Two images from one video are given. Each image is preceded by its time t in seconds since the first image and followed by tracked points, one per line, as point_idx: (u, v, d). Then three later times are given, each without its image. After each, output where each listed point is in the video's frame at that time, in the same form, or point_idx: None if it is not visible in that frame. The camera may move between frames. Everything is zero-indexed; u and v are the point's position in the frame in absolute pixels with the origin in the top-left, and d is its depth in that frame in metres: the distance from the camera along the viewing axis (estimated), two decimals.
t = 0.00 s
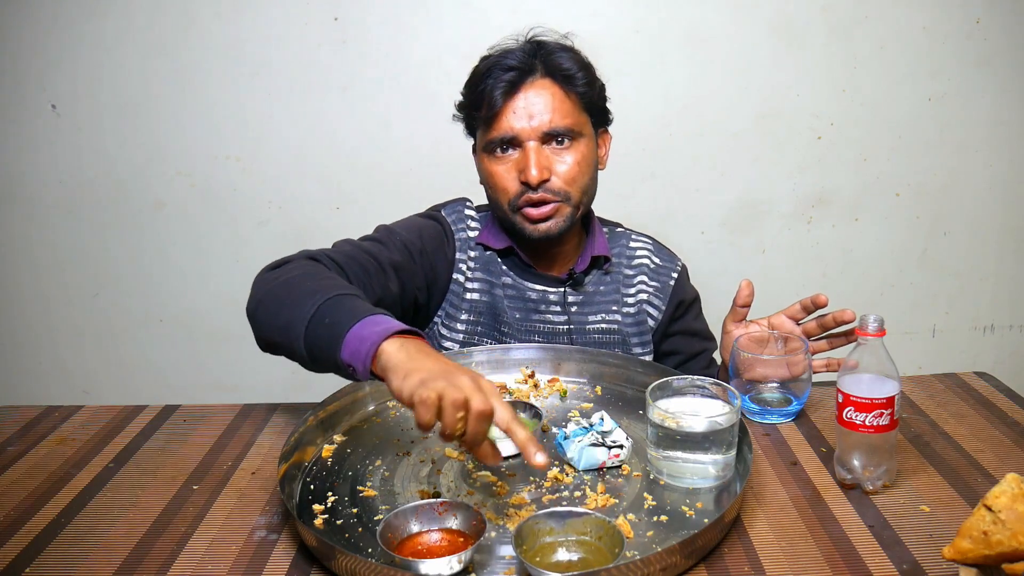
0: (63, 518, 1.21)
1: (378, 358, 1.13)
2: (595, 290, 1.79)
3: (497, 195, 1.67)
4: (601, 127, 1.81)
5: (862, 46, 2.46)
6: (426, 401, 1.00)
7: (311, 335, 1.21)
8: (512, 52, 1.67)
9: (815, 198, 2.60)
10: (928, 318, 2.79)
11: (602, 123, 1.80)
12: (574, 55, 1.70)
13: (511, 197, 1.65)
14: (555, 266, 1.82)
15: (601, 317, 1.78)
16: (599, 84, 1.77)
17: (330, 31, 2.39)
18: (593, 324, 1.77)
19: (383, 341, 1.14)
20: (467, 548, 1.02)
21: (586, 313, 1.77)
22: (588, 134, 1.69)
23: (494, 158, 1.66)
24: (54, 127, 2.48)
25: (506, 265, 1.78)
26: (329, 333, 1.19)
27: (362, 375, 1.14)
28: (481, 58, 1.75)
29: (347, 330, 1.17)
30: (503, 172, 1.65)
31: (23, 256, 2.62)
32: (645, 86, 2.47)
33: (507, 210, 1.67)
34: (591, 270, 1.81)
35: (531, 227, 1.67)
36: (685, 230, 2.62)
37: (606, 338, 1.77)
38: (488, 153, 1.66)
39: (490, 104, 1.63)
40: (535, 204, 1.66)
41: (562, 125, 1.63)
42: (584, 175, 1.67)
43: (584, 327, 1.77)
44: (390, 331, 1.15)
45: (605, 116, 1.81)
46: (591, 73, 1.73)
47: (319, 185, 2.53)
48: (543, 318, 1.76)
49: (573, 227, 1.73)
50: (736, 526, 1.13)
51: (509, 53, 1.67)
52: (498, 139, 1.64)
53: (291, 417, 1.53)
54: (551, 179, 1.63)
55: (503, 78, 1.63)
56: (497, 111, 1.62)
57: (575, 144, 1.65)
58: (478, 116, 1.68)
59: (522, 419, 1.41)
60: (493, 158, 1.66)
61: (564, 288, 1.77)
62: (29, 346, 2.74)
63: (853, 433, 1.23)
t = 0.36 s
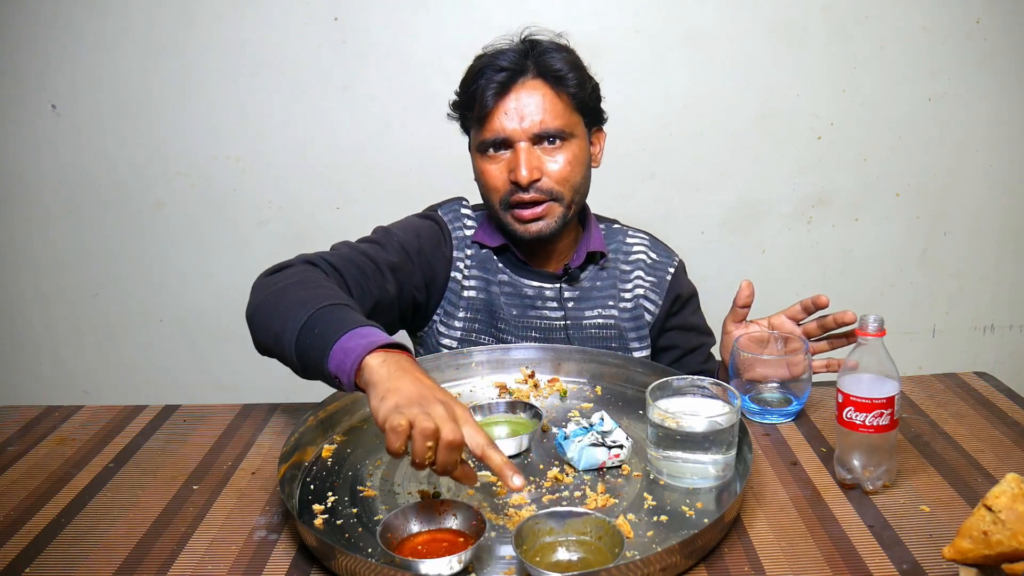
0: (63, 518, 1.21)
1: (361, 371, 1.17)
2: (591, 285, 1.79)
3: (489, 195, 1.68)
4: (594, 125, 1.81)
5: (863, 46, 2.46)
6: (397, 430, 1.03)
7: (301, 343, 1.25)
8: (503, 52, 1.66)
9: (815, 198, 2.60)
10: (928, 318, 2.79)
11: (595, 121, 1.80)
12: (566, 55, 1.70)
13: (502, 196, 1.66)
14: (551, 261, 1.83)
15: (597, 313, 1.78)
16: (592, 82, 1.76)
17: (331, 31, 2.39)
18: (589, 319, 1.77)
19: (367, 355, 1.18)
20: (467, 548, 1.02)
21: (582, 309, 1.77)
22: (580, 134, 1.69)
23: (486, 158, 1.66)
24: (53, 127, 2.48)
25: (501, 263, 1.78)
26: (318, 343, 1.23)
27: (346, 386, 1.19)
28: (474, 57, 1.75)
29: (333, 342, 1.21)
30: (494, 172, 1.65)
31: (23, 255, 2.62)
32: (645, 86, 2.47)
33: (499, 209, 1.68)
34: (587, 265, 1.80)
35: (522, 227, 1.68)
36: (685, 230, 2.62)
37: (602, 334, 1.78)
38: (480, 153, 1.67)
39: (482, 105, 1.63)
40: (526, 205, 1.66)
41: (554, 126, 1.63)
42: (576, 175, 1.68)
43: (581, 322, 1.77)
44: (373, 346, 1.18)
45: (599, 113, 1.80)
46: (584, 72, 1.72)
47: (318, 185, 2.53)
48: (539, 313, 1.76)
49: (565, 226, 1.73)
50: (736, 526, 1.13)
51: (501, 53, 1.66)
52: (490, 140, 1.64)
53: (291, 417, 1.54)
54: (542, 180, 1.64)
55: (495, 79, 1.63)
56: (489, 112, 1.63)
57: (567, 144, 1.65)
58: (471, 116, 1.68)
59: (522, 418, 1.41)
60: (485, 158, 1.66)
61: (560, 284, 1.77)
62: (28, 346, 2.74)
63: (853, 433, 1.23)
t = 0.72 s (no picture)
0: (63, 518, 1.21)
1: (349, 343, 1.21)
2: (588, 284, 1.79)
3: (488, 199, 1.68)
4: (591, 128, 1.81)
5: (863, 46, 2.46)
6: (385, 376, 1.10)
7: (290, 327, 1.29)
8: (502, 56, 1.66)
9: (815, 198, 2.60)
10: (928, 318, 2.79)
11: (592, 125, 1.80)
12: (565, 60, 1.70)
13: (502, 200, 1.66)
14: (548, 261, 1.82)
15: (595, 311, 1.78)
16: (589, 86, 1.77)
17: (330, 31, 2.39)
18: (586, 318, 1.77)
19: (353, 325, 1.22)
20: (467, 547, 1.03)
21: (579, 308, 1.77)
22: (578, 137, 1.69)
23: (485, 162, 1.66)
24: (53, 127, 2.48)
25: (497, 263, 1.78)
26: (307, 323, 1.27)
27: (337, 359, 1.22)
28: (471, 61, 1.74)
29: (321, 318, 1.25)
30: (494, 177, 1.65)
31: (24, 255, 2.62)
32: (645, 86, 2.47)
33: (500, 213, 1.68)
34: (584, 264, 1.80)
35: (523, 231, 1.68)
36: (685, 230, 2.61)
37: (600, 332, 1.77)
38: (479, 158, 1.66)
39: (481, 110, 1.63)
40: (527, 209, 1.67)
41: (554, 130, 1.63)
42: (575, 179, 1.68)
43: (578, 322, 1.77)
44: (358, 315, 1.22)
45: (595, 116, 1.81)
46: (582, 77, 1.73)
47: (318, 185, 2.53)
48: (536, 312, 1.77)
49: (564, 229, 1.74)
50: (736, 526, 1.13)
51: (499, 57, 1.66)
52: (490, 145, 1.64)
53: (291, 416, 1.54)
54: (543, 184, 1.64)
55: (494, 83, 1.62)
56: (488, 117, 1.63)
57: (567, 149, 1.66)
58: (469, 120, 1.67)
59: (523, 418, 1.41)
60: (485, 163, 1.66)
61: (556, 283, 1.77)
62: (28, 345, 2.74)
63: (853, 433, 1.23)
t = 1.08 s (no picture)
0: (63, 518, 1.21)
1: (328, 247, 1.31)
2: (587, 284, 1.79)
3: (493, 201, 1.68)
4: (595, 133, 1.81)
5: (863, 46, 2.46)
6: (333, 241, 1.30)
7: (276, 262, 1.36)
8: (512, 56, 1.65)
9: (815, 198, 2.60)
10: (928, 317, 2.79)
11: (597, 130, 1.80)
12: (575, 64, 1.70)
13: (507, 203, 1.66)
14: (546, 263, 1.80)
15: (594, 312, 1.78)
16: (596, 90, 1.77)
17: (331, 30, 2.39)
18: (586, 319, 1.77)
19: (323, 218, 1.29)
20: (467, 548, 1.02)
21: (578, 308, 1.78)
22: (586, 142, 1.69)
23: (491, 164, 1.65)
24: (53, 127, 2.48)
25: (496, 265, 1.78)
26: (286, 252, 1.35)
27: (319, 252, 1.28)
28: (478, 59, 1.73)
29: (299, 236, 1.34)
30: (501, 179, 1.65)
31: (24, 255, 2.62)
32: (645, 86, 2.47)
33: (504, 216, 1.68)
34: (583, 265, 1.80)
35: (526, 234, 1.68)
36: (685, 230, 2.61)
37: (599, 333, 1.77)
38: (485, 158, 1.66)
39: (491, 111, 1.62)
40: (532, 213, 1.67)
41: (563, 135, 1.64)
42: (581, 183, 1.69)
43: (577, 323, 1.77)
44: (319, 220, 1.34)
45: (601, 122, 1.81)
46: (591, 82, 1.73)
47: (318, 185, 2.53)
48: (535, 314, 1.77)
49: (565, 234, 1.74)
50: (736, 526, 1.13)
51: (510, 58, 1.65)
52: (498, 147, 1.63)
53: (291, 416, 1.54)
54: (550, 188, 1.64)
55: (504, 85, 1.62)
56: (498, 118, 1.62)
57: (575, 153, 1.66)
58: (475, 120, 1.66)
59: (522, 418, 1.41)
60: (491, 164, 1.65)
61: (555, 284, 1.77)
62: (29, 346, 2.74)
63: (853, 433, 1.23)
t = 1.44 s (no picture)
0: (63, 518, 1.21)
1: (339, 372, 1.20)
2: (584, 283, 1.79)
3: (490, 196, 1.68)
4: (593, 133, 1.81)
5: (863, 46, 2.46)
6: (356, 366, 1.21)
7: (284, 351, 1.27)
8: (511, 53, 1.66)
9: (814, 198, 2.60)
10: (928, 317, 2.79)
11: (594, 129, 1.80)
12: (573, 61, 1.70)
13: (504, 199, 1.66)
14: (544, 263, 1.80)
15: (591, 310, 1.78)
16: (595, 90, 1.77)
17: (330, 30, 2.39)
18: (584, 317, 1.77)
19: (344, 359, 1.20)
20: (467, 547, 1.03)
21: (576, 307, 1.77)
22: (583, 140, 1.69)
23: (489, 158, 1.65)
24: (54, 127, 2.48)
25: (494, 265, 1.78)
26: (297, 349, 1.26)
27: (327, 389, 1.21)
28: (478, 57, 1.73)
29: (313, 347, 1.24)
30: (498, 175, 1.65)
31: (24, 256, 2.62)
32: (645, 86, 2.47)
33: (500, 212, 1.68)
34: (580, 264, 1.80)
35: (522, 231, 1.69)
36: (685, 230, 2.62)
37: (596, 331, 1.77)
38: (483, 153, 1.66)
39: (490, 105, 1.62)
40: (528, 209, 1.67)
41: (561, 130, 1.63)
42: (577, 181, 1.69)
43: (575, 322, 1.77)
44: (351, 347, 1.21)
45: (598, 121, 1.81)
46: (590, 80, 1.73)
47: (318, 185, 2.53)
48: (533, 313, 1.77)
49: (561, 231, 1.74)
50: (736, 526, 1.13)
51: (509, 54, 1.66)
52: (496, 141, 1.63)
53: (291, 416, 1.54)
54: (546, 185, 1.64)
55: (503, 80, 1.62)
56: (497, 113, 1.62)
57: (572, 150, 1.66)
58: (475, 115, 1.66)
59: (523, 418, 1.41)
60: (488, 159, 1.65)
61: (552, 284, 1.77)
62: (29, 346, 2.74)
63: (853, 433, 1.23)
